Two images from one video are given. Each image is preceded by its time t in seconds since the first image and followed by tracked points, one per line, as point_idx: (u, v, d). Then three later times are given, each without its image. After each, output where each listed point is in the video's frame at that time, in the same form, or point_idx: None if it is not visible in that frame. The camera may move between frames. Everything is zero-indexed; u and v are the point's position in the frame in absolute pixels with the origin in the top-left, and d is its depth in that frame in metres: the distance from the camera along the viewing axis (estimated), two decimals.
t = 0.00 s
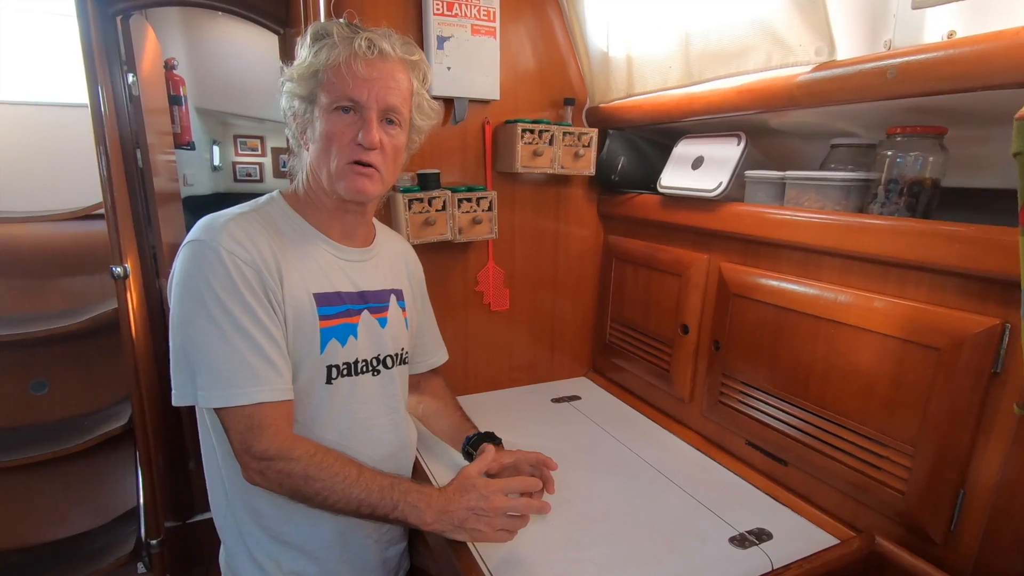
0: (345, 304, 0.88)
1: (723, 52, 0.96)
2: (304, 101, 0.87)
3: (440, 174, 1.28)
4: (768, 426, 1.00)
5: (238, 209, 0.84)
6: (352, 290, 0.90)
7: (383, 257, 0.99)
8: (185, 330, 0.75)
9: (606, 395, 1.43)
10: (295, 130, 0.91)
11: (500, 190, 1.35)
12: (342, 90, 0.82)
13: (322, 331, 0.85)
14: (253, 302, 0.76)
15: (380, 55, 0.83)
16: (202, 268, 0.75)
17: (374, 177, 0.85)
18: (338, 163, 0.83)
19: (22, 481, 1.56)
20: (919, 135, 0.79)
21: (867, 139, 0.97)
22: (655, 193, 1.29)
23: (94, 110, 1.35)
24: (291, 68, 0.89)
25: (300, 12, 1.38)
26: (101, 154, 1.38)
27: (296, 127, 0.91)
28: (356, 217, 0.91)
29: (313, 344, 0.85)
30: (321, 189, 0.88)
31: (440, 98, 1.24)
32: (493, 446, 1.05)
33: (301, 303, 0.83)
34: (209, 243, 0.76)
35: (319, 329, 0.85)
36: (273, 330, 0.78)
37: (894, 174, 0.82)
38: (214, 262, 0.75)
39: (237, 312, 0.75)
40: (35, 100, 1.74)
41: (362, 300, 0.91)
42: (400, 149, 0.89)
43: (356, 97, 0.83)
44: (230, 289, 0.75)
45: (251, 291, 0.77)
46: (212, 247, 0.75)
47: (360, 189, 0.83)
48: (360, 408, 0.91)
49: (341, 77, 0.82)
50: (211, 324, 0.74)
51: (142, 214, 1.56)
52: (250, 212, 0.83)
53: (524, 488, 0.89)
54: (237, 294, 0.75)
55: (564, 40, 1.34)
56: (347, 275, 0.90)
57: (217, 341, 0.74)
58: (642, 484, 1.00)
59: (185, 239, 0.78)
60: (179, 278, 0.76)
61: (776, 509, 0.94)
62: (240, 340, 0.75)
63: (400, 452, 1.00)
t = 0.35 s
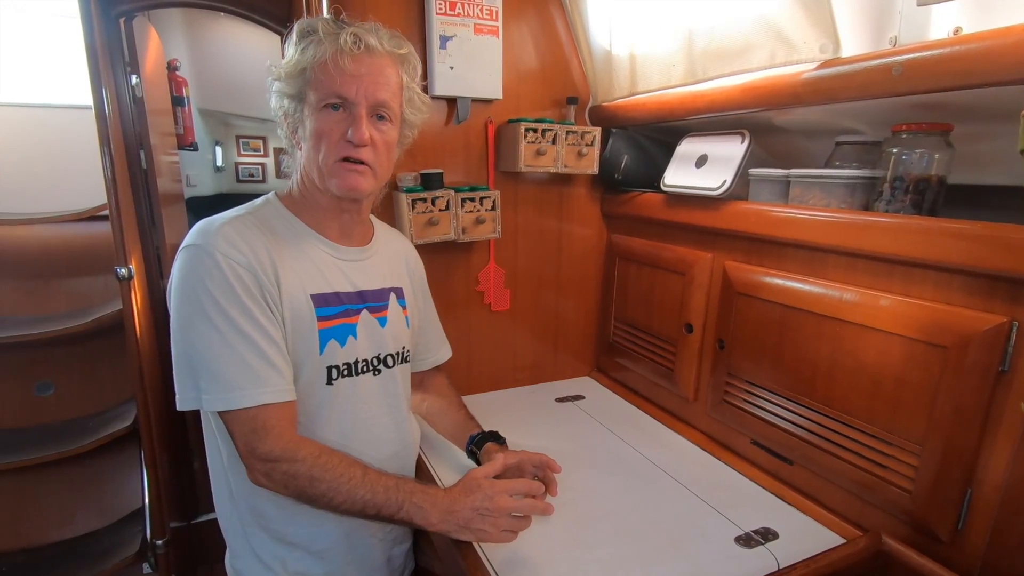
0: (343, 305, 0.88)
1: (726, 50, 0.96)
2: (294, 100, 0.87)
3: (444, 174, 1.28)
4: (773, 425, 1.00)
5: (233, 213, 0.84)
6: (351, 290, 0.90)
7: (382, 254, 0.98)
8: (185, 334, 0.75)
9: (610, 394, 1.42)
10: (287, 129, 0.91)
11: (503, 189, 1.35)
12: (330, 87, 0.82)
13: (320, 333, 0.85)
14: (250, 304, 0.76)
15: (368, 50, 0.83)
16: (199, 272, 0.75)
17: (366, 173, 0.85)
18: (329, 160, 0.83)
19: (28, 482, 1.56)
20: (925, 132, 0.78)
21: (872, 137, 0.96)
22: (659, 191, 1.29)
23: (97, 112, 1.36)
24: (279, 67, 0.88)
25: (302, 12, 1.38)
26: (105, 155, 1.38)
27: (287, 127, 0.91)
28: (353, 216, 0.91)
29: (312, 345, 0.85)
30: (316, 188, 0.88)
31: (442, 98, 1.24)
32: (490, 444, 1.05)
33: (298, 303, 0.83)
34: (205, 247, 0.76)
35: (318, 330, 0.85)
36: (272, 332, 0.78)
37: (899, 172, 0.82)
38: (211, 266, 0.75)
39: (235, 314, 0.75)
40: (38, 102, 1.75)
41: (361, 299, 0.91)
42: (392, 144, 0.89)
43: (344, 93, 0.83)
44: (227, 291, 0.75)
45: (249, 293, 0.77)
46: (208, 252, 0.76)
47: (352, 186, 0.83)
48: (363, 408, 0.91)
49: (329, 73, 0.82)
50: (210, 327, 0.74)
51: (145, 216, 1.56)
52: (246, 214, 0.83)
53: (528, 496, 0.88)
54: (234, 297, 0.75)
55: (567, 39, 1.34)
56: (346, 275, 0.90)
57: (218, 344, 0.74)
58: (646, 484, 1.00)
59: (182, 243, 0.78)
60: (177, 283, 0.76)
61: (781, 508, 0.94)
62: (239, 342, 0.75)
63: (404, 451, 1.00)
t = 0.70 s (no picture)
0: (345, 304, 0.88)
1: (729, 47, 0.96)
2: (274, 107, 0.87)
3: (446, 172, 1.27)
4: (777, 423, 1.00)
5: (233, 213, 0.84)
6: (353, 290, 0.90)
7: (385, 253, 0.98)
8: (187, 335, 0.75)
9: (612, 393, 1.42)
10: (273, 138, 0.90)
11: (505, 188, 1.35)
12: (306, 86, 0.82)
13: (322, 332, 0.85)
14: (251, 304, 0.76)
15: (334, 39, 0.83)
16: (200, 272, 0.75)
17: (361, 163, 0.85)
18: (323, 158, 0.83)
19: (31, 482, 1.56)
20: (930, 129, 0.78)
21: (876, 134, 0.96)
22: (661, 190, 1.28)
23: (98, 111, 1.36)
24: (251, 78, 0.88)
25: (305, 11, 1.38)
26: (107, 155, 1.38)
27: (273, 135, 0.90)
28: (354, 213, 0.91)
29: (314, 344, 0.85)
30: (312, 188, 0.88)
31: (444, 96, 1.23)
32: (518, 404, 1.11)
33: (300, 303, 0.83)
34: (206, 247, 0.76)
35: (320, 329, 0.85)
36: (274, 331, 0.78)
37: (903, 169, 0.81)
38: (213, 267, 0.75)
39: (237, 314, 0.75)
40: (40, 102, 1.75)
41: (362, 299, 0.91)
42: (380, 129, 0.89)
43: (321, 87, 0.82)
44: (228, 291, 0.75)
45: (250, 293, 0.77)
46: (209, 252, 0.75)
47: (352, 178, 0.84)
48: (365, 407, 0.91)
49: (303, 71, 0.82)
50: (211, 327, 0.74)
51: (147, 219, 1.59)
52: (247, 214, 0.83)
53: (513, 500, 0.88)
54: (235, 297, 0.75)
55: (569, 36, 1.33)
56: (347, 274, 0.90)
57: (219, 344, 0.74)
58: (649, 483, 1.00)
59: (184, 243, 0.78)
60: (179, 283, 0.76)
61: (785, 506, 0.93)
62: (241, 343, 0.75)
63: (406, 449, 1.00)
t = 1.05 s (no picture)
0: (347, 304, 0.88)
1: (731, 44, 0.96)
2: (279, 102, 0.87)
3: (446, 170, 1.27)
4: (779, 422, 1.00)
5: (236, 212, 0.84)
6: (355, 290, 0.89)
7: (390, 254, 0.98)
8: (189, 334, 0.75)
9: (613, 391, 1.42)
10: (281, 133, 0.91)
11: (506, 186, 1.35)
12: (306, 81, 0.82)
13: (323, 332, 0.85)
14: (253, 304, 0.76)
15: (336, 35, 0.83)
16: (202, 271, 0.75)
17: (359, 158, 0.84)
18: (321, 153, 0.83)
19: (31, 481, 1.56)
20: (934, 126, 0.77)
21: (879, 131, 0.95)
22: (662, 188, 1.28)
23: (98, 110, 1.36)
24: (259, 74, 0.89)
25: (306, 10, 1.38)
26: (107, 154, 1.38)
27: (280, 131, 0.91)
28: (357, 211, 0.90)
29: (315, 344, 0.84)
30: (315, 184, 0.87)
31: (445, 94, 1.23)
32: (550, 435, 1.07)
33: (301, 303, 0.83)
34: (208, 246, 0.76)
35: (321, 329, 0.85)
36: (276, 331, 0.77)
37: (907, 166, 0.80)
38: (215, 266, 0.75)
39: (239, 314, 0.75)
40: (40, 100, 1.74)
41: (365, 299, 0.90)
42: (383, 126, 0.88)
43: (322, 83, 0.82)
44: (231, 291, 0.75)
45: (252, 293, 0.76)
46: (210, 251, 0.75)
47: (349, 173, 0.83)
48: (365, 408, 0.91)
49: (304, 66, 0.82)
50: (214, 327, 0.74)
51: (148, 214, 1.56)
52: (250, 212, 0.83)
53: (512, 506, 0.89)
54: (237, 296, 0.75)
55: (570, 33, 1.33)
56: (350, 274, 0.89)
57: (221, 344, 0.74)
58: (651, 481, 1.00)
59: (186, 242, 0.77)
60: (181, 281, 0.76)
61: (786, 505, 0.93)
62: (243, 342, 0.74)
63: (406, 451, 0.99)
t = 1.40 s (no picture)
0: (363, 310, 0.87)
1: (731, 43, 0.96)
2: (338, 105, 0.84)
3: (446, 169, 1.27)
4: (780, 421, 0.99)
5: (261, 206, 0.84)
6: (371, 295, 0.89)
7: (406, 261, 0.97)
8: (202, 328, 0.74)
9: (613, 391, 1.42)
10: (327, 129, 0.88)
11: (506, 185, 1.34)
12: (377, 104, 0.80)
13: (338, 337, 0.85)
14: (271, 305, 0.76)
15: (421, 72, 0.80)
16: (223, 265, 0.74)
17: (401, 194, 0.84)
18: (366, 177, 0.82)
19: (32, 480, 1.57)
20: (935, 124, 0.77)
21: (880, 130, 0.95)
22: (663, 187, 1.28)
23: (98, 109, 1.36)
24: (327, 67, 0.85)
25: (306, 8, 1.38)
26: (107, 153, 1.38)
27: (328, 127, 0.88)
28: (380, 224, 0.89)
29: (329, 349, 0.84)
30: (347, 194, 0.87)
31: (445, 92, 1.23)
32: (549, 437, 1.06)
33: (319, 306, 0.83)
34: (231, 241, 0.75)
35: (336, 334, 0.84)
36: (290, 334, 0.77)
37: (908, 165, 0.80)
38: (237, 261, 0.75)
39: (255, 313, 0.75)
40: (39, 99, 1.74)
41: (380, 305, 0.90)
42: (431, 164, 0.87)
43: (391, 112, 0.81)
44: (249, 289, 0.75)
45: (270, 292, 0.76)
46: (237, 246, 0.75)
47: (387, 206, 0.83)
48: (373, 414, 0.91)
49: (378, 91, 0.80)
50: (229, 324, 0.74)
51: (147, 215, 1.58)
52: (274, 209, 0.83)
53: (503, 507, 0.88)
54: (256, 296, 0.75)
55: (570, 31, 1.32)
56: (368, 280, 0.89)
57: (235, 342, 0.74)
58: (653, 481, 1.00)
59: (208, 234, 0.77)
60: (198, 274, 0.76)
61: (785, 504, 0.93)
62: (258, 343, 0.74)
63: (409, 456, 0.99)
